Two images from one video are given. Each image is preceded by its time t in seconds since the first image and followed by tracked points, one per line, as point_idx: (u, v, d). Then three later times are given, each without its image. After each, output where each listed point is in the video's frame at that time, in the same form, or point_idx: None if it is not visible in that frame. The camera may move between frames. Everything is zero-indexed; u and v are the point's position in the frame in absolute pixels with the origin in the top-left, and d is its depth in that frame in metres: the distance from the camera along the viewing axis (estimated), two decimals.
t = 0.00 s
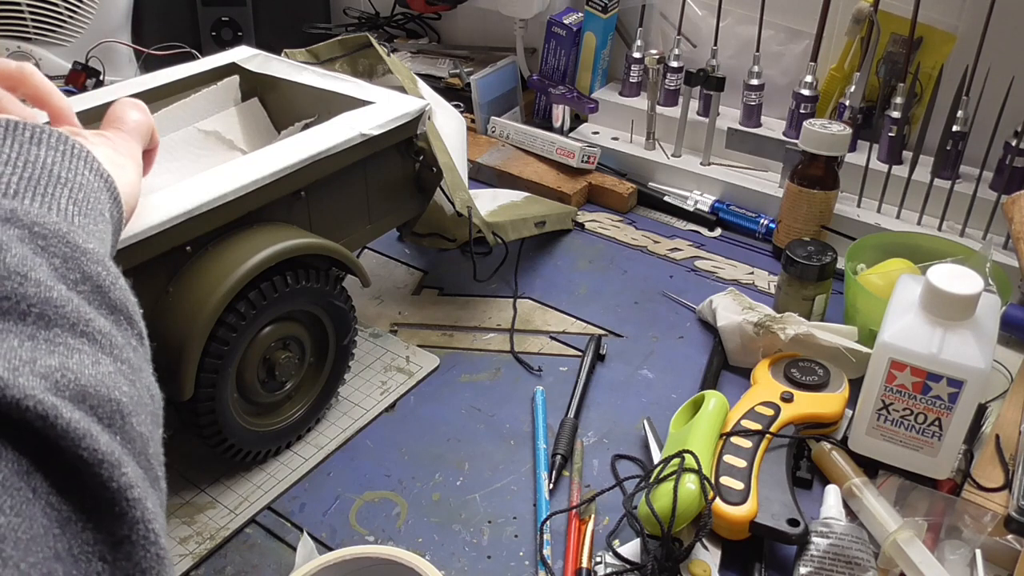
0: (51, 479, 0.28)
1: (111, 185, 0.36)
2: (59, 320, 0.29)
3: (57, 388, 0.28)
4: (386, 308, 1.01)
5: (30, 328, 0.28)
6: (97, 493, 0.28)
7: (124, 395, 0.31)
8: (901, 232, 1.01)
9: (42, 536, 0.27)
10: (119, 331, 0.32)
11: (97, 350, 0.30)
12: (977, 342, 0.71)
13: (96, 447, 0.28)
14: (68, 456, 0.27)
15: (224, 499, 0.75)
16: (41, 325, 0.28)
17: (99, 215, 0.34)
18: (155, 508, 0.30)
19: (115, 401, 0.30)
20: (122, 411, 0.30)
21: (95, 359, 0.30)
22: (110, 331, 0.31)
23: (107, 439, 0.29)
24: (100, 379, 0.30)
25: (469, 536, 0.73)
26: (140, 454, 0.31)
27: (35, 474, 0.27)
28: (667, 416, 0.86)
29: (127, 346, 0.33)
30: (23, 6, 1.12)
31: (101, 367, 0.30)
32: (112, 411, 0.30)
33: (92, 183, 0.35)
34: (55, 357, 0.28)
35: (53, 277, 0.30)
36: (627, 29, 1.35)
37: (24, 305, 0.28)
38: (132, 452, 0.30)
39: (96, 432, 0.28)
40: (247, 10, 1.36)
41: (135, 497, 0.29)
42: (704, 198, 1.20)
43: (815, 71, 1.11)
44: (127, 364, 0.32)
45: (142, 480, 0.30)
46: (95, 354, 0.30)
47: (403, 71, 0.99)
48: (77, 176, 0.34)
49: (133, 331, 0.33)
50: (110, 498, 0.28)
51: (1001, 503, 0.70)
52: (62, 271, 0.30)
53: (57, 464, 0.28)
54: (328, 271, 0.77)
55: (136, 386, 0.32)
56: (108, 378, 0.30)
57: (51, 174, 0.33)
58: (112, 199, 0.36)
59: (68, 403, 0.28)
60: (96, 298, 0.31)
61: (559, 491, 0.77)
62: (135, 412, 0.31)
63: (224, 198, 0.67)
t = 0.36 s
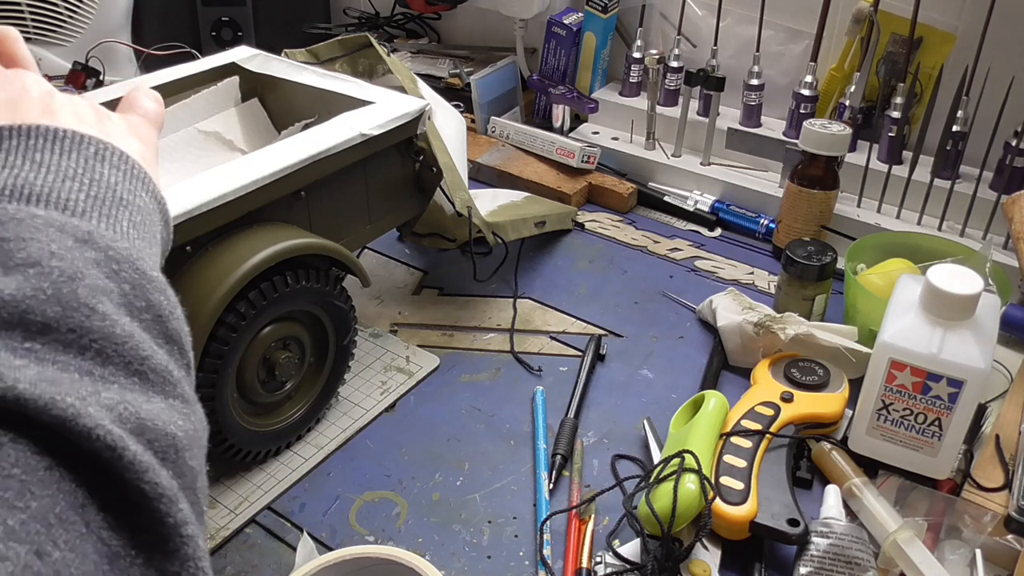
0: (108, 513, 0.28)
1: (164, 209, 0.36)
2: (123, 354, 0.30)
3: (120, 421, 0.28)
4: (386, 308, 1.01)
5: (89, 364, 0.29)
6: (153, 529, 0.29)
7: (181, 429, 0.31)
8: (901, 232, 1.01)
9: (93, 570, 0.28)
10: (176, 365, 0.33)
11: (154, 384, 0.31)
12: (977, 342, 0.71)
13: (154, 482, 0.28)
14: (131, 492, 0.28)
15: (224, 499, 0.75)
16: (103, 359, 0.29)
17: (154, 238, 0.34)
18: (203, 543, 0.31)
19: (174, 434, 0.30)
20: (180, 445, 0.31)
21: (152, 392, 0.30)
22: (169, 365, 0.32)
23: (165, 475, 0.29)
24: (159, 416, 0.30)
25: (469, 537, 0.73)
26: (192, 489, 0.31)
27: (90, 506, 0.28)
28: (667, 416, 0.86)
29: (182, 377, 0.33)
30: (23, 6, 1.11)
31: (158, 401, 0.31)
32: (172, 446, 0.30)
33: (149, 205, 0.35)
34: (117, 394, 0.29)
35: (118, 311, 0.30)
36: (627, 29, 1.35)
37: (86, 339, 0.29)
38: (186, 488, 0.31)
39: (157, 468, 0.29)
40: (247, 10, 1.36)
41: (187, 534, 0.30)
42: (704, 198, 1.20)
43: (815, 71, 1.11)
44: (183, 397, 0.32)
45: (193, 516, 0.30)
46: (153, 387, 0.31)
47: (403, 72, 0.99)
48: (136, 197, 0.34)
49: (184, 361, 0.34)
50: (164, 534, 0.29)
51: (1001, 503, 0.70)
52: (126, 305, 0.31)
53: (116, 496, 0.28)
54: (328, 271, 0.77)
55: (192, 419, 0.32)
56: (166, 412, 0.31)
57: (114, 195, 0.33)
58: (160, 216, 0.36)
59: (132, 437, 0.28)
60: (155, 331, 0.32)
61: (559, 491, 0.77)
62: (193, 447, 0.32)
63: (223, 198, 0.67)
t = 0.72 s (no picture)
0: (81, 496, 0.28)
1: (141, 206, 0.37)
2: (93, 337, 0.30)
3: (89, 405, 0.28)
4: (386, 308, 1.02)
5: (62, 348, 0.28)
6: (125, 512, 0.29)
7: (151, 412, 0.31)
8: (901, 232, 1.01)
9: (66, 552, 0.27)
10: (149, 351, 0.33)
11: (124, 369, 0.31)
12: (977, 342, 0.71)
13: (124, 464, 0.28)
14: (99, 474, 0.28)
15: (224, 499, 0.75)
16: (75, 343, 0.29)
17: (130, 233, 0.35)
18: (178, 526, 0.31)
19: (143, 417, 0.30)
20: (150, 429, 0.31)
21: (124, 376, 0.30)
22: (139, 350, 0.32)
23: (136, 457, 0.29)
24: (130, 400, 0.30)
25: (469, 537, 0.73)
26: (167, 473, 0.32)
27: (63, 489, 0.28)
28: (667, 416, 0.86)
29: (156, 364, 0.33)
30: (23, 6, 1.12)
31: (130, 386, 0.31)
32: (142, 429, 0.30)
33: (124, 201, 0.35)
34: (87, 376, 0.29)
35: (88, 296, 0.30)
36: (627, 29, 1.35)
37: (58, 323, 0.28)
38: (158, 471, 0.31)
39: (126, 449, 0.29)
40: (247, 10, 1.36)
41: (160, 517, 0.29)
42: (704, 198, 1.20)
43: (815, 71, 1.11)
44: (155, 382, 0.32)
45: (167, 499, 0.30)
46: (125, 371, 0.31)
47: (403, 72, 0.99)
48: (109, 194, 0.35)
49: (161, 349, 0.34)
50: (137, 516, 0.29)
51: (1001, 504, 0.70)
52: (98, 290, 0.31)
53: (87, 479, 0.28)
54: (328, 271, 0.77)
55: (162, 404, 0.32)
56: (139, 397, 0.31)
57: (86, 191, 0.33)
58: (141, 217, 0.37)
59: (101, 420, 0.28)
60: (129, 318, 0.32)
61: (559, 491, 0.77)
62: (164, 431, 0.32)
63: (224, 198, 0.67)
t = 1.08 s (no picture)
0: (66, 472, 0.28)
1: (126, 196, 0.37)
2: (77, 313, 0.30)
3: (73, 381, 0.28)
4: (386, 308, 1.01)
5: (47, 325, 0.29)
6: (110, 486, 0.28)
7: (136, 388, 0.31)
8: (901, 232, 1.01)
9: (53, 523, 0.27)
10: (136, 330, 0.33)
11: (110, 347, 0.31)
12: (977, 342, 0.71)
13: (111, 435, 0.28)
14: (82, 448, 0.28)
15: (224, 499, 0.75)
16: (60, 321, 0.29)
17: (115, 221, 0.35)
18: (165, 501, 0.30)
19: (129, 392, 0.30)
20: (135, 404, 0.30)
21: (111, 353, 0.30)
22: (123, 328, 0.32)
23: (120, 430, 0.29)
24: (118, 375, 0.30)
25: (469, 536, 0.73)
26: (152, 448, 0.31)
27: (49, 464, 0.27)
28: (667, 416, 0.86)
29: (142, 344, 0.33)
30: (23, 6, 1.12)
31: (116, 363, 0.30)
32: (127, 404, 0.30)
33: (108, 192, 0.35)
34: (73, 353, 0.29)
35: (72, 278, 0.30)
36: (627, 29, 1.35)
37: (43, 302, 0.29)
38: (145, 447, 0.30)
39: (109, 424, 0.28)
40: (247, 10, 1.36)
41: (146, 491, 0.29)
42: (704, 198, 1.20)
43: (815, 71, 1.11)
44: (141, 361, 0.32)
45: (153, 474, 0.30)
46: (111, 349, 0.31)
47: (403, 72, 0.99)
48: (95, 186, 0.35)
49: (148, 331, 0.34)
50: (121, 488, 0.28)
51: (1001, 504, 0.70)
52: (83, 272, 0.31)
53: (73, 454, 0.28)
54: (328, 271, 0.77)
55: (148, 383, 0.32)
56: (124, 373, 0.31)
57: (68, 182, 0.33)
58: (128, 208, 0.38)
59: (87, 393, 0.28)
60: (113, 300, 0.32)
61: (559, 491, 0.77)
62: (149, 408, 0.31)
63: (224, 198, 0.67)
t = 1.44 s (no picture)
0: None
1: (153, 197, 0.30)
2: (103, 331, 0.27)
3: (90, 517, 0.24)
4: (386, 308, 1.01)
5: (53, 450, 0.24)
6: None
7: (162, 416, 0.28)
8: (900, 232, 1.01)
9: None
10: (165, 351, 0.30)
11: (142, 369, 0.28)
12: (977, 342, 0.71)
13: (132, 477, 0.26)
14: None
15: (224, 499, 0.75)
16: (90, 338, 0.26)
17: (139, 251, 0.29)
18: None
19: (149, 418, 0.27)
20: (158, 431, 0.27)
21: (138, 379, 0.27)
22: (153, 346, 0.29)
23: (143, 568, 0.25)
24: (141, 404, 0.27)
25: (469, 537, 0.73)
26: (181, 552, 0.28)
27: None
28: (667, 416, 0.86)
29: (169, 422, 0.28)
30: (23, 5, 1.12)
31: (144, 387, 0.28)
32: (149, 431, 0.27)
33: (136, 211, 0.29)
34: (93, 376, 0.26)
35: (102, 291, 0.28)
36: (627, 29, 1.35)
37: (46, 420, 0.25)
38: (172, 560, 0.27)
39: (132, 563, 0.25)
40: (247, 10, 1.36)
41: None
42: (704, 198, 1.20)
43: (815, 71, 1.11)
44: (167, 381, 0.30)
45: None
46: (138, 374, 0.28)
47: (403, 72, 0.99)
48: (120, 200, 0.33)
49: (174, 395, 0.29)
50: None
51: (1001, 504, 0.70)
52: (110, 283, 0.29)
53: None
54: (328, 271, 0.77)
55: (177, 413, 0.29)
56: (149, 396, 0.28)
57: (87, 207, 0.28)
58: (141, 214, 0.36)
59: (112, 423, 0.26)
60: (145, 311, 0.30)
61: (559, 491, 0.77)
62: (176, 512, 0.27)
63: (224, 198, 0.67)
